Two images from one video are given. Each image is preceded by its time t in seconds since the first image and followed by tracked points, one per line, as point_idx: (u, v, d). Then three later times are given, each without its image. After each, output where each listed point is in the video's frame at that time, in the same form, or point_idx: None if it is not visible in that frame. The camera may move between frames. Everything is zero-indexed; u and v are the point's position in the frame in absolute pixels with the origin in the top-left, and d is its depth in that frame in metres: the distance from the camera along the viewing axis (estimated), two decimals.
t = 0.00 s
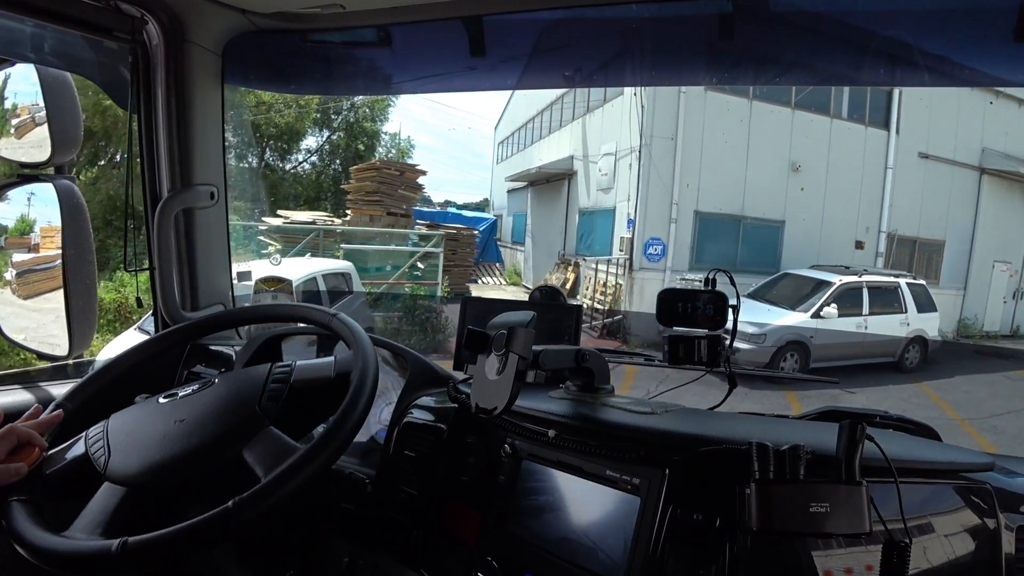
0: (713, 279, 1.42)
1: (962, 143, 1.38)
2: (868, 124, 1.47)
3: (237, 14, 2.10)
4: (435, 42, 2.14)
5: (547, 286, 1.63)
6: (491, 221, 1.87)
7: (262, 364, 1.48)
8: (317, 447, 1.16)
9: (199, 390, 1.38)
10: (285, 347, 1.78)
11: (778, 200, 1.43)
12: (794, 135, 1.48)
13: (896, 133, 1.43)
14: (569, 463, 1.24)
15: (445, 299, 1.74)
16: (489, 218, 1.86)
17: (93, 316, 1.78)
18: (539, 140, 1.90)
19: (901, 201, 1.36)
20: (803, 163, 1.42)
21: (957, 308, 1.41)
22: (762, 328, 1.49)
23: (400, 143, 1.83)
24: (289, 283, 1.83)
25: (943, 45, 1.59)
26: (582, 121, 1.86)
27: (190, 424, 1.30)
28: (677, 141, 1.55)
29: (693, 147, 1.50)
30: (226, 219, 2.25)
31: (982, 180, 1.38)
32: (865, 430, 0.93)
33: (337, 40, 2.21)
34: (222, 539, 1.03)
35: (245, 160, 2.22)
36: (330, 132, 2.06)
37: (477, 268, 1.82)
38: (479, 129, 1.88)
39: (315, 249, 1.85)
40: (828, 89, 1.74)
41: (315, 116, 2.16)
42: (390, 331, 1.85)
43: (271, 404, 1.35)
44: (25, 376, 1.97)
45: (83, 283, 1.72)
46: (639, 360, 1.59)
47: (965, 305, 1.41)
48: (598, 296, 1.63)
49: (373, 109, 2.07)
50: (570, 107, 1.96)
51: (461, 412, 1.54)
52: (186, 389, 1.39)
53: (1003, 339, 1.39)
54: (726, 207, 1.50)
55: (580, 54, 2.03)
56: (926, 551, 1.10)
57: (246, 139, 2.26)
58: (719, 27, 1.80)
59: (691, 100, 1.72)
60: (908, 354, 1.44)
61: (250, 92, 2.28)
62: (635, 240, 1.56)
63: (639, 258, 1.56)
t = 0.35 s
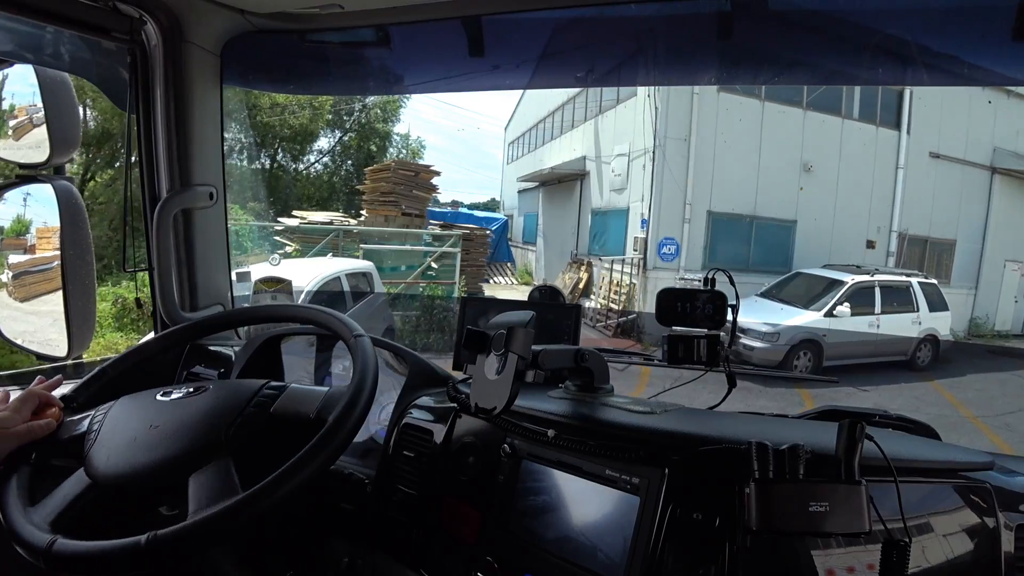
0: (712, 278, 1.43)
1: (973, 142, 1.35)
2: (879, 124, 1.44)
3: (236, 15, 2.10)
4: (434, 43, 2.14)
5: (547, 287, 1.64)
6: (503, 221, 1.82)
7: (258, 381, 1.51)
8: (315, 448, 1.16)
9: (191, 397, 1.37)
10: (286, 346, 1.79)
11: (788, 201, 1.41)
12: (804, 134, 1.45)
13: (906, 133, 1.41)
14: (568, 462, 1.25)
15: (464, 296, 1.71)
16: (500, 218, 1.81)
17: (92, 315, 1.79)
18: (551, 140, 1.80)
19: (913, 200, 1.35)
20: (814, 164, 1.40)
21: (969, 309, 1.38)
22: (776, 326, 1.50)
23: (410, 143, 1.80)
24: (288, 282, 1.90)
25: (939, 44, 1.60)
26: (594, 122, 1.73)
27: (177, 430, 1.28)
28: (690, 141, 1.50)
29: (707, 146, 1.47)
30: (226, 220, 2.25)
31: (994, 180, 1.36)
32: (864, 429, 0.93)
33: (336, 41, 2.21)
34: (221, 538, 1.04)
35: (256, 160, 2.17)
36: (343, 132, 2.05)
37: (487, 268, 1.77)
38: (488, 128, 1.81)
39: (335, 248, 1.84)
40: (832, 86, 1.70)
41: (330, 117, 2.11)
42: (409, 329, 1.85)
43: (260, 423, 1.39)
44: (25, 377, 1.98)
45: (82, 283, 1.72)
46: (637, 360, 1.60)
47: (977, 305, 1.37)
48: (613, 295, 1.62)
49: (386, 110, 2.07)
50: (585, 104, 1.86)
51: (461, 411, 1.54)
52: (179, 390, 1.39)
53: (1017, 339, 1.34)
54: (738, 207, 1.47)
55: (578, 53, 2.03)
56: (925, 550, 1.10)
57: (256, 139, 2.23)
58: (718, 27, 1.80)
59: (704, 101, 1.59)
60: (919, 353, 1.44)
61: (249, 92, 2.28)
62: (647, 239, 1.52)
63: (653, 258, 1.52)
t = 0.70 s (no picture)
0: (711, 278, 1.43)
1: (985, 143, 1.35)
2: (891, 126, 1.43)
3: (235, 15, 2.10)
4: (433, 43, 2.14)
5: (547, 287, 1.64)
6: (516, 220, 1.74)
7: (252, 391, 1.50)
8: (312, 449, 1.15)
9: (186, 397, 1.37)
10: (286, 345, 1.78)
11: (802, 202, 1.41)
12: (817, 135, 1.44)
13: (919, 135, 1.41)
14: (567, 462, 1.25)
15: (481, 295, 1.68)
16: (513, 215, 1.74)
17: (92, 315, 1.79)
18: (563, 140, 1.75)
19: (925, 201, 1.36)
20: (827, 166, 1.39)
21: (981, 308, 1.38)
22: (789, 326, 1.47)
23: (423, 143, 1.80)
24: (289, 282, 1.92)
25: (937, 44, 1.61)
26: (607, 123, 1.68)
27: (171, 429, 1.29)
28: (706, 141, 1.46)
29: (722, 147, 1.43)
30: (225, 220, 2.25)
31: (1007, 181, 1.35)
32: (863, 428, 0.93)
33: (335, 41, 2.21)
34: (221, 539, 1.03)
35: (269, 160, 2.11)
36: (356, 132, 2.01)
37: (502, 266, 1.73)
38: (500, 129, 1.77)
39: (355, 247, 1.81)
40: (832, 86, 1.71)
41: (344, 118, 2.07)
42: (427, 327, 1.80)
43: (256, 430, 1.42)
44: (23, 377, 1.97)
45: (81, 283, 1.73)
46: (637, 360, 1.60)
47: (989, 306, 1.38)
48: (626, 296, 1.58)
49: (398, 110, 2.05)
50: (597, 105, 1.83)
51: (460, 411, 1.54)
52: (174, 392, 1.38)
53: None
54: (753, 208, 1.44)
55: (578, 53, 2.03)
56: (923, 551, 1.10)
57: (270, 139, 2.16)
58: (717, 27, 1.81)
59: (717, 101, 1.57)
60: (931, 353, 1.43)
61: (249, 91, 2.26)
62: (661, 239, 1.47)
63: (668, 259, 1.48)
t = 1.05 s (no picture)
0: (711, 278, 1.41)
1: (1001, 142, 1.33)
2: (904, 128, 1.44)
3: (235, 15, 2.10)
4: (433, 44, 2.14)
5: (546, 286, 1.63)
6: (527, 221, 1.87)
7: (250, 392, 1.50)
8: (311, 449, 1.15)
9: (185, 396, 1.37)
10: (286, 345, 1.78)
11: (818, 202, 1.41)
12: (830, 136, 1.45)
13: (931, 136, 1.42)
14: (567, 462, 1.25)
15: (497, 295, 1.67)
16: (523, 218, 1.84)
17: (92, 315, 1.79)
18: (576, 140, 1.84)
19: (937, 202, 1.37)
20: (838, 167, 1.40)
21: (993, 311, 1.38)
22: (802, 325, 1.46)
23: (434, 143, 1.80)
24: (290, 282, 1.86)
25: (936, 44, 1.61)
26: (619, 125, 1.78)
27: (170, 430, 1.28)
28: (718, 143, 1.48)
29: (735, 148, 1.46)
30: (224, 219, 2.25)
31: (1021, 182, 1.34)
32: (863, 429, 0.93)
33: (335, 41, 2.21)
34: (223, 538, 1.03)
35: (283, 160, 2.03)
36: (367, 132, 2.00)
37: (514, 265, 1.78)
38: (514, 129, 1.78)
39: (374, 247, 1.79)
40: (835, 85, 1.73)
41: (358, 119, 2.06)
42: (444, 327, 1.74)
43: (256, 430, 1.41)
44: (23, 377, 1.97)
45: (81, 283, 1.73)
46: (637, 359, 1.61)
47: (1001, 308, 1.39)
48: (638, 294, 1.61)
49: (411, 112, 2.02)
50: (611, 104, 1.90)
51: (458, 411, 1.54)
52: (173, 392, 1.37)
53: None
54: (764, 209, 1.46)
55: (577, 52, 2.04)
56: (922, 552, 1.10)
57: (284, 139, 2.09)
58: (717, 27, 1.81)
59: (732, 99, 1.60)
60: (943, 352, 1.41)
61: (249, 91, 2.27)
62: (677, 240, 1.50)
63: (681, 259, 1.50)
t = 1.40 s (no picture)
0: (711, 278, 1.42)
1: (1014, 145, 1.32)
2: (917, 128, 1.43)
3: (235, 15, 2.10)
4: (433, 44, 2.15)
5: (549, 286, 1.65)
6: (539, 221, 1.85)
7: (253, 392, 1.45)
8: (312, 449, 1.15)
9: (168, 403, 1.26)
10: (286, 346, 1.77)
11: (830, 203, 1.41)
12: (843, 136, 1.43)
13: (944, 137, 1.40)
14: (567, 462, 1.25)
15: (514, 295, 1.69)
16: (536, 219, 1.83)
17: (92, 315, 1.79)
18: (588, 141, 1.81)
19: (949, 202, 1.36)
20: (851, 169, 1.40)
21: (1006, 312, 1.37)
22: (816, 325, 1.43)
23: (446, 144, 1.79)
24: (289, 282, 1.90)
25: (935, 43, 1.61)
26: (633, 126, 1.77)
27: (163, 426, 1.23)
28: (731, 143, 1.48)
29: (748, 148, 1.45)
30: (224, 219, 2.25)
31: None
32: (863, 429, 0.93)
33: (335, 41, 2.21)
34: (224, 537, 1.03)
35: (296, 160, 1.98)
36: (378, 133, 2.00)
37: (527, 265, 1.77)
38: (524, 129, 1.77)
39: (391, 247, 1.77)
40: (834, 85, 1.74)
41: (370, 118, 2.06)
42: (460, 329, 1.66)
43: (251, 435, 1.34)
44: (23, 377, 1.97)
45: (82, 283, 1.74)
46: (637, 359, 1.62)
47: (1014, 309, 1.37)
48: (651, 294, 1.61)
49: (424, 111, 2.00)
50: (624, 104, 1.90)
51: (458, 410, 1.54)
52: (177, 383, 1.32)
53: None
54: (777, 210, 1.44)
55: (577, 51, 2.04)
56: (921, 552, 1.10)
57: (297, 139, 2.05)
58: (717, 27, 1.81)
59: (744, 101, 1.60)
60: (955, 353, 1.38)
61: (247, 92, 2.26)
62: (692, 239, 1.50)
63: (695, 259, 1.50)
